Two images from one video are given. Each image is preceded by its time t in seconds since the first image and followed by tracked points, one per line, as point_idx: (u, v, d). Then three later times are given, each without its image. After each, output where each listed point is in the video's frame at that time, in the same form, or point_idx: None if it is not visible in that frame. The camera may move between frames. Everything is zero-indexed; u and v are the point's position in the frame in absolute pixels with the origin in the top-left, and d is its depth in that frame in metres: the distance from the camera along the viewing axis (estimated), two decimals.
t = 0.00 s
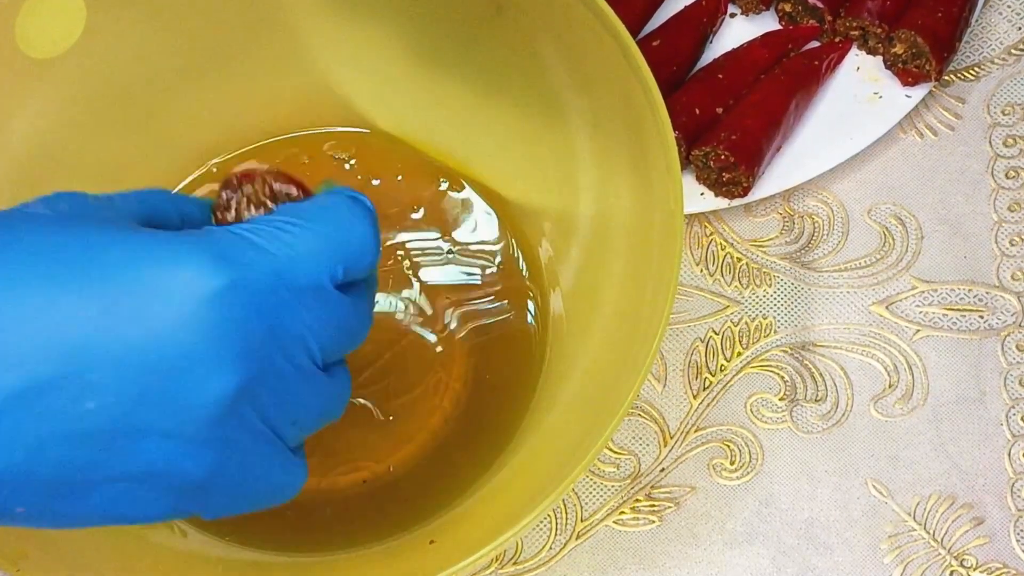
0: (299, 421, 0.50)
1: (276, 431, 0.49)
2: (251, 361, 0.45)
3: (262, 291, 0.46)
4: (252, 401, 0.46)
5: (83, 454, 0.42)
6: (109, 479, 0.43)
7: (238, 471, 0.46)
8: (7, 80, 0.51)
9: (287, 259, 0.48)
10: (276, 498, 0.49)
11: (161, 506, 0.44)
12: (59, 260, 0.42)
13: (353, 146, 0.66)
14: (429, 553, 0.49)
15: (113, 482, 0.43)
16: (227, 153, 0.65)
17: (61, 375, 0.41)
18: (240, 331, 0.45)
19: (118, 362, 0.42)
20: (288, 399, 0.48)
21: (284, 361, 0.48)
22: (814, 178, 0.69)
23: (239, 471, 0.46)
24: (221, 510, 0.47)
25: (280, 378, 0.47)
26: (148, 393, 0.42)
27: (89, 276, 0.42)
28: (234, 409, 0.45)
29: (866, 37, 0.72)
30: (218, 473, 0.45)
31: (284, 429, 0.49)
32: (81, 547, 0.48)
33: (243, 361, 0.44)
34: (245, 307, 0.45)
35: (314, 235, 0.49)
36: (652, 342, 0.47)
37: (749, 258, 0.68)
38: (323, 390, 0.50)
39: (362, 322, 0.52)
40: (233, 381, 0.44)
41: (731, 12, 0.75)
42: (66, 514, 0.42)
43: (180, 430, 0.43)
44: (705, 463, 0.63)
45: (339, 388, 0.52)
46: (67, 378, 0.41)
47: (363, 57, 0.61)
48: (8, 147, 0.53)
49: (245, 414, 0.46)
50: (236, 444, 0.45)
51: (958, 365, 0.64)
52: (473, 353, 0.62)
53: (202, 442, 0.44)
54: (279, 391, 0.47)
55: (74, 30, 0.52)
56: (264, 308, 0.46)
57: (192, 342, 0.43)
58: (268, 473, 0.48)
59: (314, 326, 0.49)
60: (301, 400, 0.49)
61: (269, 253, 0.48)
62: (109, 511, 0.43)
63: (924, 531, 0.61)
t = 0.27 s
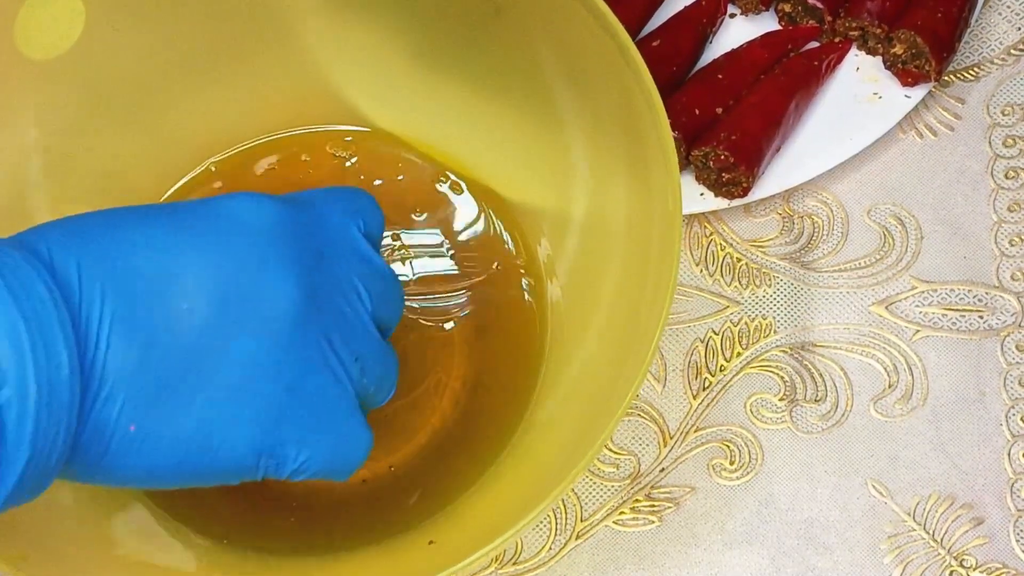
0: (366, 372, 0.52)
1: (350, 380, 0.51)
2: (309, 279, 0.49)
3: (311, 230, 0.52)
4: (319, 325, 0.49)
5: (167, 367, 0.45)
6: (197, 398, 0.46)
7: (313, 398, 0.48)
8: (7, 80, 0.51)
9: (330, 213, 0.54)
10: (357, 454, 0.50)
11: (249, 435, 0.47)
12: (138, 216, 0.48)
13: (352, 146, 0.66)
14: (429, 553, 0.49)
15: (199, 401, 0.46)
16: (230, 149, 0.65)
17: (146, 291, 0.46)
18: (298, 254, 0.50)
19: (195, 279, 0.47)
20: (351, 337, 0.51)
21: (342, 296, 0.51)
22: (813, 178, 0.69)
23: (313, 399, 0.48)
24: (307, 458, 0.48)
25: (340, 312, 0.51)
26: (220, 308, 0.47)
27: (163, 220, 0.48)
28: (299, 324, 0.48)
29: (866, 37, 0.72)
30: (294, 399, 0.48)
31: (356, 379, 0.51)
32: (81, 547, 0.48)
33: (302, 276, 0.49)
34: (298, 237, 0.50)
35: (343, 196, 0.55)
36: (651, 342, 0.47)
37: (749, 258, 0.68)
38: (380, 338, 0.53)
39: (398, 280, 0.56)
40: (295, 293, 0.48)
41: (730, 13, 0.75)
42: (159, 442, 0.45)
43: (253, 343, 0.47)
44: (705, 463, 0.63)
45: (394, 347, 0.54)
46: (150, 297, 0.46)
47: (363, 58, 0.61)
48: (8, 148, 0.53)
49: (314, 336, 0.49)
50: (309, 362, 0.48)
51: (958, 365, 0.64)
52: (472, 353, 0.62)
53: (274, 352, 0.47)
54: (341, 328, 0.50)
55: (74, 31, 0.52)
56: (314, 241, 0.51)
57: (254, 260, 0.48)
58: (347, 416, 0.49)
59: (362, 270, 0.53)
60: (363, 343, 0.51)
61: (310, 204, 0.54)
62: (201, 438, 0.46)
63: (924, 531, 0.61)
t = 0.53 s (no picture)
0: (388, 337, 0.53)
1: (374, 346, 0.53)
2: (322, 251, 0.52)
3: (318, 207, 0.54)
4: (337, 294, 0.51)
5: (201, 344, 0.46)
6: (234, 371, 0.47)
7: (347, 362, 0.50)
8: (8, 80, 0.51)
9: (333, 190, 0.56)
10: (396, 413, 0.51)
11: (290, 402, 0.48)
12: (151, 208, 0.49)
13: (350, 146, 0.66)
14: (429, 553, 0.49)
15: (237, 373, 0.47)
16: (230, 145, 0.64)
17: (173, 271, 0.47)
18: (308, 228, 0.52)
19: (218, 257, 0.48)
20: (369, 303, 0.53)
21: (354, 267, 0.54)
22: (814, 178, 0.69)
23: (348, 362, 0.50)
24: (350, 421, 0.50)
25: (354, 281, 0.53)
26: (244, 282, 0.48)
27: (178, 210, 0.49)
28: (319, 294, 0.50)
29: (866, 37, 0.72)
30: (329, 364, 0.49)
31: (379, 344, 0.53)
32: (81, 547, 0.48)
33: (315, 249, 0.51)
34: (305, 212, 0.53)
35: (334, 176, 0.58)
36: (652, 342, 0.47)
37: (749, 258, 0.68)
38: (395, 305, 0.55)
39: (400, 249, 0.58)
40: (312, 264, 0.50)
41: (731, 13, 0.75)
42: (201, 417, 0.46)
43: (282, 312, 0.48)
44: (705, 463, 0.63)
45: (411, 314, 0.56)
46: (177, 280, 0.47)
47: (363, 58, 0.61)
48: (9, 147, 0.53)
49: (335, 304, 0.51)
50: (335, 328, 0.50)
51: (958, 365, 0.64)
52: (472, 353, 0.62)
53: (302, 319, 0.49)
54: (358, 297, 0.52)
55: (75, 30, 0.52)
56: (321, 218, 0.53)
57: (269, 237, 0.50)
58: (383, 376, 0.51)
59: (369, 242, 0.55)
60: (381, 308, 0.53)
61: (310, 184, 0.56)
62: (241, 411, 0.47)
63: (924, 531, 0.61)
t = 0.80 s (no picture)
0: (391, 320, 0.52)
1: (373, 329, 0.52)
2: (305, 240, 0.51)
3: (302, 197, 0.54)
4: (324, 278, 0.50)
5: (179, 345, 0.47)
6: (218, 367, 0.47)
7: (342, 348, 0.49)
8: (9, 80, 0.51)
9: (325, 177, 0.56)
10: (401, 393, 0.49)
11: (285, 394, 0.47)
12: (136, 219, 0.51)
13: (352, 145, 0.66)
14: (430, 554, 0.49)
15: (224, 370, 0.47)
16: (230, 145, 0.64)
17: (148, 276, 0.48)
18: (290, 216, 0.52)
19: (195, 259, 0.49)
20: (362, 288, 0.52)
21: (344, 254, 0.53)
22: (813, 178, 0.69)
23: (340, 348, 0.49)
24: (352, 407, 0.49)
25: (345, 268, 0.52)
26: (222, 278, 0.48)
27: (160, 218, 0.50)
28: (302, 282, 0.49)
29: (866, 37, 0.72)
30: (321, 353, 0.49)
31: (379, 327, 0.52)
32: (82, 548, 0.48)
33: (293, 235, 0.51)
34: (287, 202, 0.52)
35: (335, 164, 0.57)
36: (652, 342, 0.47)
37: (749, 258, 0.68)
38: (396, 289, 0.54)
39: (412, 233, 0.58)
40: (291, 253, 0.50)
41: (731, 13, 0.75)
42: (191, 420, 0.46)
43: (264, 303, 0.48)
44: (705, 463, 0.63)
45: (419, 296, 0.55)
46: (154, 284, 0.48)
47: (363, 58, 0.61)
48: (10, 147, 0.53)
49: (323, 292, 0.50)
50: (325, 314, 0.49)
51: (958, 365, 0.64)
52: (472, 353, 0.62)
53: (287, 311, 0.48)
54: (350, 284, 0.52)
55: (75, 30, 0.52)
56: (301, 205, 0.53)
57: (246, 227, 0.50)
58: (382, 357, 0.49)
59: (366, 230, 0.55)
60: (377, 294, 0.53)
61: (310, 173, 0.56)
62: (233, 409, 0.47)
63: (924, 531, 0.61)
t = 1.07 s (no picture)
0: (392, 290, 0.53)
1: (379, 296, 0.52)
2: (309, 204, 0.52)
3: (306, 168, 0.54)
4: (330, 240, 0.51)
5: (189, 301, 0.47)
6: (228, 323, 0.47)
7: (347, 305, 0.49)
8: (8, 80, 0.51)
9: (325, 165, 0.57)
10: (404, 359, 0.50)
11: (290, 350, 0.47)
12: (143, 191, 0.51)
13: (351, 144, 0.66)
14: (429, 554, 0.49)
15: (235, 325, 0.47)
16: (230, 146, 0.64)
17: (160, 236, 0.48)
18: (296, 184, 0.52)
19: (202, 217, 0.49)
20: (364, 257, 0.53)
21: (348, 225, 0.54)
22: (813, 178, 0.69)
23: (347, 308, 0.49)
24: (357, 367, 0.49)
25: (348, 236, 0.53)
26: (227, 235, 0.49)
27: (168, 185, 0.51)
28: (308, 240, 0.50)
29: (866, 37, 0.72)
30: (328, 309, 0.49)
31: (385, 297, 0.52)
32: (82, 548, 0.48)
33: (300, 199, 0.51)
34: (292, 170, 0.53)
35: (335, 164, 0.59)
36: (652, 341, 0.47)
37: (749, 258, 0.68)
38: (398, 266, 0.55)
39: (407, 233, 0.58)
40: (297, 213, 0.50)
41: (731, 13, 0.75)
42: (197, 375, 0.46)
43: (269, 259, 0.48)
44: (705, 463, 0.63)
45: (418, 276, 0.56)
46: (164, 245, 0.48)
47: (363, 58, 0.61)
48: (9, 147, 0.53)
49: (330, 251, 0.50)
50: (330, 272, 0.49)
51: (958, 365, 0.64)
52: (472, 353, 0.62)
53: (292, 267, 0.48)
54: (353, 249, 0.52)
55: (74, 30, 0.52)
56: (306, 174, 0.54)
57: (254, 189, 0.50)
58: (385, 321, 0.50)
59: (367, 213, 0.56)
60: (378, 264, 0.53)
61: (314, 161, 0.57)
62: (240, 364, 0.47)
63: (924, 531, 0.61)
